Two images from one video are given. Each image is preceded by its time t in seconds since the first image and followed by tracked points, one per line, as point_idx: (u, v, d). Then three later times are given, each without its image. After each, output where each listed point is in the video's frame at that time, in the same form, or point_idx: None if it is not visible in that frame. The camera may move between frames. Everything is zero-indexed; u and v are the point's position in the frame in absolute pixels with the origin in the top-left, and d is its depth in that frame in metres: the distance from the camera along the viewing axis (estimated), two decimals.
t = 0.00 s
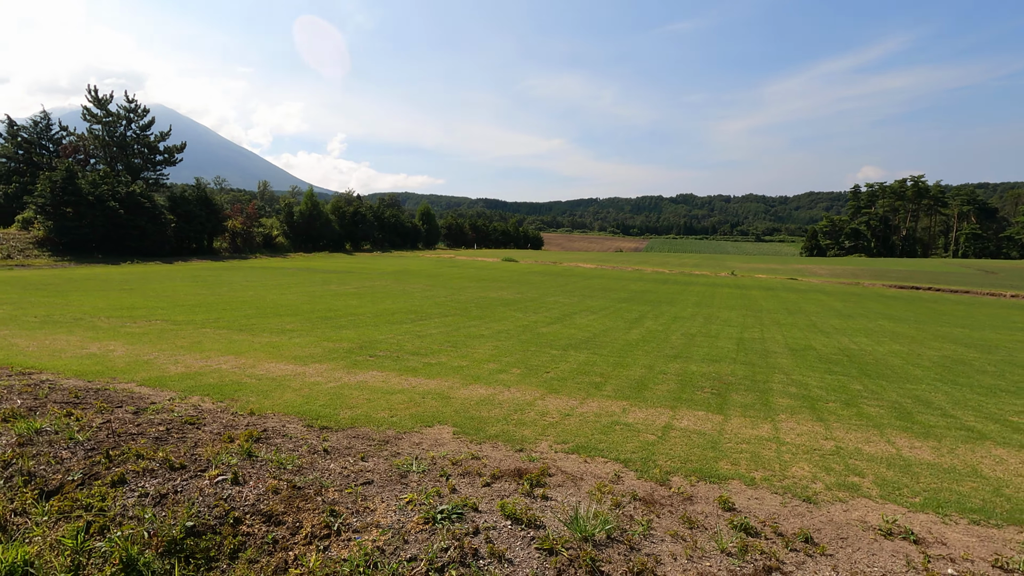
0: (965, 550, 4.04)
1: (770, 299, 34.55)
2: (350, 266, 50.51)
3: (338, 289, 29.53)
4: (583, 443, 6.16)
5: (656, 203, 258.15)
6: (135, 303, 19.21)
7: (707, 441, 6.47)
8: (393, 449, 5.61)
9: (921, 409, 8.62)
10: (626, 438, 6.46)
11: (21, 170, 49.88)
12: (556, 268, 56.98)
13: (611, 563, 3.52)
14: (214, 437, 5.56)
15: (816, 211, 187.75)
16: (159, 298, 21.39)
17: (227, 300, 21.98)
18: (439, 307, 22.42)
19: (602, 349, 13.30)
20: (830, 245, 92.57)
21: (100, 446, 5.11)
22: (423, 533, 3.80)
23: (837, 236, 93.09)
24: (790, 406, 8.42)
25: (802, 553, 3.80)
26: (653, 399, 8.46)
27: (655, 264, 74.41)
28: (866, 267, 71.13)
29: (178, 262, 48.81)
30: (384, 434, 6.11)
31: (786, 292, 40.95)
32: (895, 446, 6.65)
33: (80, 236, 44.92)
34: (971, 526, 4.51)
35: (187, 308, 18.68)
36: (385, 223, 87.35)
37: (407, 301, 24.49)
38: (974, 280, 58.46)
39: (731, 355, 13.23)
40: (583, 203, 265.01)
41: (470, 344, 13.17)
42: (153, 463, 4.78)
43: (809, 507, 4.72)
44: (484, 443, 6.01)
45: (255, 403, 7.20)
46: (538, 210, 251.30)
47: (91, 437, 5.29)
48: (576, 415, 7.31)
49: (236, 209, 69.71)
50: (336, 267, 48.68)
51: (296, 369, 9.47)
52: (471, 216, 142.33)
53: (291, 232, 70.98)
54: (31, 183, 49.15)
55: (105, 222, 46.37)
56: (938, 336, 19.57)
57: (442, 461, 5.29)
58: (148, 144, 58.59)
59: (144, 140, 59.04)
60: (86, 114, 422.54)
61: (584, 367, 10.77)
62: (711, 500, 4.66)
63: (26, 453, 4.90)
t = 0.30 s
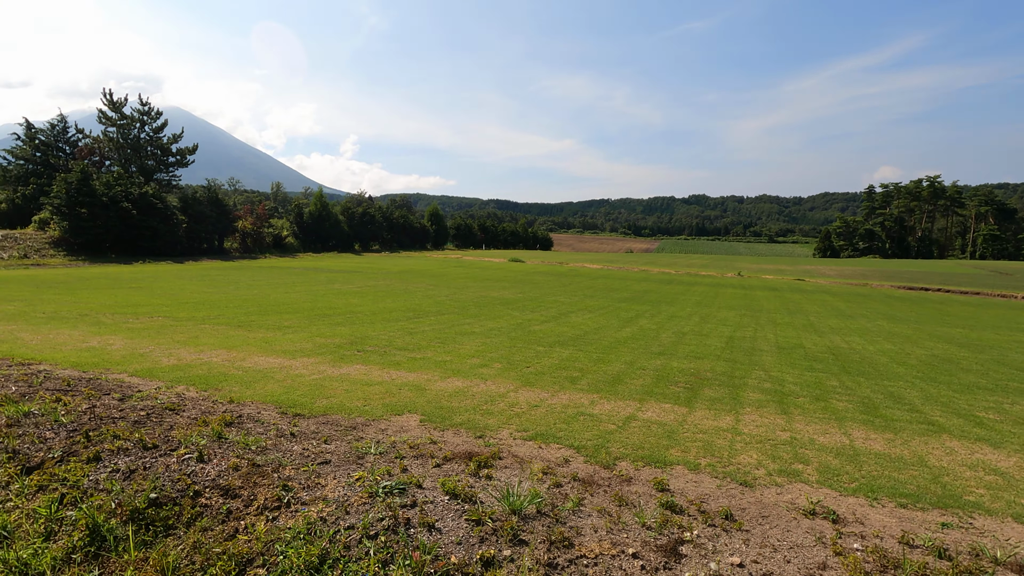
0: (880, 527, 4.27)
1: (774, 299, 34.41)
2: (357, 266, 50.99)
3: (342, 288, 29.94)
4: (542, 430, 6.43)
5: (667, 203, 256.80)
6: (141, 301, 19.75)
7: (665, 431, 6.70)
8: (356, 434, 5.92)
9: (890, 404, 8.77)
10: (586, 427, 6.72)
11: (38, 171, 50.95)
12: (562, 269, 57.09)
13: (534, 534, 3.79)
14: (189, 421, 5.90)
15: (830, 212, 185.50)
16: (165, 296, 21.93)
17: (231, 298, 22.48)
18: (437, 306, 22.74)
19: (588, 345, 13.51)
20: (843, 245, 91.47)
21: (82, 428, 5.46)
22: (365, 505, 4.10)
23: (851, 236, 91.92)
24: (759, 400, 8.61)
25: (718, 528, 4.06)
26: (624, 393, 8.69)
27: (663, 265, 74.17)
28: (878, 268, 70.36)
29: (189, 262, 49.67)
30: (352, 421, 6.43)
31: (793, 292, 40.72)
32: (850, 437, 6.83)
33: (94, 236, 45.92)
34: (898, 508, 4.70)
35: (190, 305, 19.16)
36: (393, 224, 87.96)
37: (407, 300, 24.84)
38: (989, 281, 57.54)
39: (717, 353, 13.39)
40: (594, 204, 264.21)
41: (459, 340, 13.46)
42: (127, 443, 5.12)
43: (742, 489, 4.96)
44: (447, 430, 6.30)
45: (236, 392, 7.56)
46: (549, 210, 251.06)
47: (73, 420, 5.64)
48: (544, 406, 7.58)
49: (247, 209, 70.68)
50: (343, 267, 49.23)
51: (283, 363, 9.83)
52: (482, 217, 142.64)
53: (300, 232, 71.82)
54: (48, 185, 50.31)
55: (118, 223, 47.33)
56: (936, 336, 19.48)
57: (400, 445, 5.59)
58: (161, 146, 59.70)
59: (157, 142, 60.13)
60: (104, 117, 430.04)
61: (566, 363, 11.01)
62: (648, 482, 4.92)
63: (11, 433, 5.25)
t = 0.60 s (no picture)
0: (808, 520, 4.44)
1: (778, 301, 34.25)
2: (364, 266, 51.49)
3: (346, 288, 30.37)
4: (506, 427, 6.65)
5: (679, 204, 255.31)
6: (146, 301, 20.23)
7: (627, 429, 6.88)
8: (322, 429, 6.20)
9: (862, 405, 8.87)
10: (551, 424, 6.93)
11: (54, 174, 52.04)
12: (568, 270, 57.15)
13: (467, 521, 4.02)
14: (165, 415, 6.21)
15: (845, 212, 183.23)
16: (170, 296, 22.43)
17: (235, 299, 22.94)
18: (436, 306, 23.02)
19: (576, 346, 13.67)
20: (857, 246, 90.34)
21: (63, 421, 5.76)
22: (314, 494, 4.35)
23: (865, 237, 90.74)
24: (731, 399, 8.76)
25: (648, 518, 4.25)
26: (599, 391, 8.87)
27: (672, 265, 73.84)
28: (891, 269, 69.47)
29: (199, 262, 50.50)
30: (323, 417, 6.70)
31: (799, 294, 40.46)
32: (811, 436, 6.98)
33: (107, 238, 46.85)
34: (833, 503, 4.87)
35: (194, 305, 19.63)
36: (402, 225, 88.53)
37: (408, 300, 25.13)
38: (1005, 282, 56.61)
39: (703, 353, 13.50)
40: (605, 204, 263.27)
41: (449, 340, 13.72)
42: (101, 436, 5.41)
43: (685, 483, 5.14)
44: (413, 426, 6.54)
45: (218, 389, 7.85)
46: (560, 211, 250.86)
47: (56, 414, 5.95)
48: (514, 404, 7.79)
49: (258, 210, 71.65)
50: (350, 267, 49.76)
51: (270, 360, 10.13)
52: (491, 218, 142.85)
53: (310, 233, 72.64)
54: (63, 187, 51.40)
55: (131, 224, 48.24)
56: (934, 338, 19.35)
57: (362, 440, 5.84)
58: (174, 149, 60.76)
59: (169, 145, 61.23)
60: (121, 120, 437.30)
61: (548, 362, 11.21)
62: (594, 476, 5.12)
63: None
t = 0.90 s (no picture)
0: (734, 508, 4.59)
1: (778, 301, 34.09)
2: (368, 266, 51.82)
3: (345, 287, 30.63)
4: (465, 421, 6.84)
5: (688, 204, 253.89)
6: (146, 299, 20.61)
7: (586, 423, 7.04)
8: (286, 421, 6.41)
9: (830, 401, 8.97)
10: (511, 418, 7.12)
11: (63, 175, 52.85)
12: (572, 269, 57.10)
13: (398, 507, 4.20)
14: (136, 407, 6.44)
15: (856, 212, 181.17)
16: (170, 295, 22.80)
17: (233, 297, 23.26)
18: (432, 305, 23.22)
19: (559, 344, 13.81)
20: (867, 246, 89.38)
21: (34, 412, 6.00)
22: (259, 480, 4.56)
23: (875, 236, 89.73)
24: (699, 396, 8.87)
25: (576, 506, 4.41)
26: (569, 388, 9.03)
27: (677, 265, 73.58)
28: (899, 270, 68.73)
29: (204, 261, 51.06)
30: (289, 410, 6.90)
31: (801, 294, 40.21)
32: (767, 431, 7.10)
33: (114, 238, 47.53)
34: (766, 494, 5.00)
35: (192, 303, 19.99)
36: (408, 225, 88.87)
37: (404, 299, 25.37)
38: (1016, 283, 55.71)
39: (685, 352, 13.59)
40: (613, 204, 262.38)
41: (435, 338, 13.91)
42: (68, 426, 5.63)
43: (626, 475, 5.29)
44: (374, 419, 6.73)
45: (194, 383, 8.09)
46: (568, 210, 250.38)
47: (28, 405, 6.20)
48: (480, 400, 7.97)
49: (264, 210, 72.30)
50: (353, 267, 50.08)
51: (252, 357, 10.38)
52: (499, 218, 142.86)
53: (315, 233, 73.22)
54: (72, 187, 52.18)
55: (138, 224, 48.89)
56: (928, 338, 19.25)
57: (320, 432, 6.04)
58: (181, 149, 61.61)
59: (176, 146, 62.06)
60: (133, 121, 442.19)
61: (526, 359, 11.37)
62: (537, 467, 5.29)
63: None
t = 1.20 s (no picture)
0: (666, 495, 4.81)
1: (780, 300, 33.93)
2: (373, 266, 52.20)
3: (347, 287, 31.02)
4: (431, 414, 7.10)
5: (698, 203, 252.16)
6: (148, 298, 21.09)
7: (548, 417, 7.27)
8: (256, 413, 6.70)
9: (798, 397, 9.13)
10: (476, 411, 7.37)
11: (75, 177, 53.88)
12: (576, 269, 57.12)
13: (341, 490, 4.47)
14: (116, 399, 6.77)
15: (869, 210, 178.75)
16: (173, 294, 23.27)
17: (234, 296, 23.70)
18: (428, 304, 23.53)
19: (545, 342, 14.03)
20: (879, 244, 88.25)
21: (18, 403, 6.33)
22: (216, 466, 4.85)
23: (887, 235, 88.55)
24: (668, 392, 9.08)
25: (512, 491, 4.66)
26: (541, 383, 9.26)
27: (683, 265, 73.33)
28: (909, 269, 67.94)
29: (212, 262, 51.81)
30: (262, 403, 7.20)
31: (805, 293, 39.96)
32: (725, 425, 7.30)
33: (124, 238, 48.38)
34: (703, 482, 5.21)
35: (193, 303, 20.44)
36: (414, 225, 89.31)
37: (403, 298, 25.68)
38: None
39: (669, 350, 13.74)
40: (624, 202, 260.75)
41: (423, 336, 14.19)
42: (48, 415, 5.95)
43: (572, 464, 5.53)
44: (343, 411, 7.01)
45: (178, 378, 8.43)
46: (578, 210, 249.87)
47: (14, 397, 6.53)
48: (451, 394, 8.23)
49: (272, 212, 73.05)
50: (358, 267, 50.51)
51: (240, 353, 10.72)
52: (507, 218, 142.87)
53: (322, 233, 73.93)
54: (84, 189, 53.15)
55: (147, 225, 49.70)
56: (922, 337, 19.17)
57: (287, 422, 6.33)
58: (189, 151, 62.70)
59: (185, 148, 63.12)
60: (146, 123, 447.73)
61: (507, 356, 11.60)
62: (486, 456, 5.53)
63: None
